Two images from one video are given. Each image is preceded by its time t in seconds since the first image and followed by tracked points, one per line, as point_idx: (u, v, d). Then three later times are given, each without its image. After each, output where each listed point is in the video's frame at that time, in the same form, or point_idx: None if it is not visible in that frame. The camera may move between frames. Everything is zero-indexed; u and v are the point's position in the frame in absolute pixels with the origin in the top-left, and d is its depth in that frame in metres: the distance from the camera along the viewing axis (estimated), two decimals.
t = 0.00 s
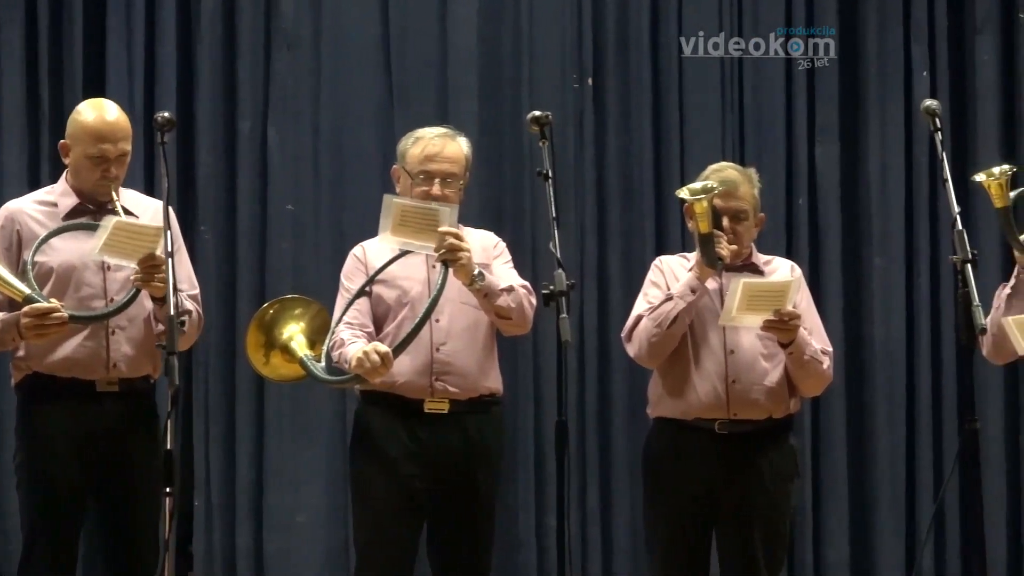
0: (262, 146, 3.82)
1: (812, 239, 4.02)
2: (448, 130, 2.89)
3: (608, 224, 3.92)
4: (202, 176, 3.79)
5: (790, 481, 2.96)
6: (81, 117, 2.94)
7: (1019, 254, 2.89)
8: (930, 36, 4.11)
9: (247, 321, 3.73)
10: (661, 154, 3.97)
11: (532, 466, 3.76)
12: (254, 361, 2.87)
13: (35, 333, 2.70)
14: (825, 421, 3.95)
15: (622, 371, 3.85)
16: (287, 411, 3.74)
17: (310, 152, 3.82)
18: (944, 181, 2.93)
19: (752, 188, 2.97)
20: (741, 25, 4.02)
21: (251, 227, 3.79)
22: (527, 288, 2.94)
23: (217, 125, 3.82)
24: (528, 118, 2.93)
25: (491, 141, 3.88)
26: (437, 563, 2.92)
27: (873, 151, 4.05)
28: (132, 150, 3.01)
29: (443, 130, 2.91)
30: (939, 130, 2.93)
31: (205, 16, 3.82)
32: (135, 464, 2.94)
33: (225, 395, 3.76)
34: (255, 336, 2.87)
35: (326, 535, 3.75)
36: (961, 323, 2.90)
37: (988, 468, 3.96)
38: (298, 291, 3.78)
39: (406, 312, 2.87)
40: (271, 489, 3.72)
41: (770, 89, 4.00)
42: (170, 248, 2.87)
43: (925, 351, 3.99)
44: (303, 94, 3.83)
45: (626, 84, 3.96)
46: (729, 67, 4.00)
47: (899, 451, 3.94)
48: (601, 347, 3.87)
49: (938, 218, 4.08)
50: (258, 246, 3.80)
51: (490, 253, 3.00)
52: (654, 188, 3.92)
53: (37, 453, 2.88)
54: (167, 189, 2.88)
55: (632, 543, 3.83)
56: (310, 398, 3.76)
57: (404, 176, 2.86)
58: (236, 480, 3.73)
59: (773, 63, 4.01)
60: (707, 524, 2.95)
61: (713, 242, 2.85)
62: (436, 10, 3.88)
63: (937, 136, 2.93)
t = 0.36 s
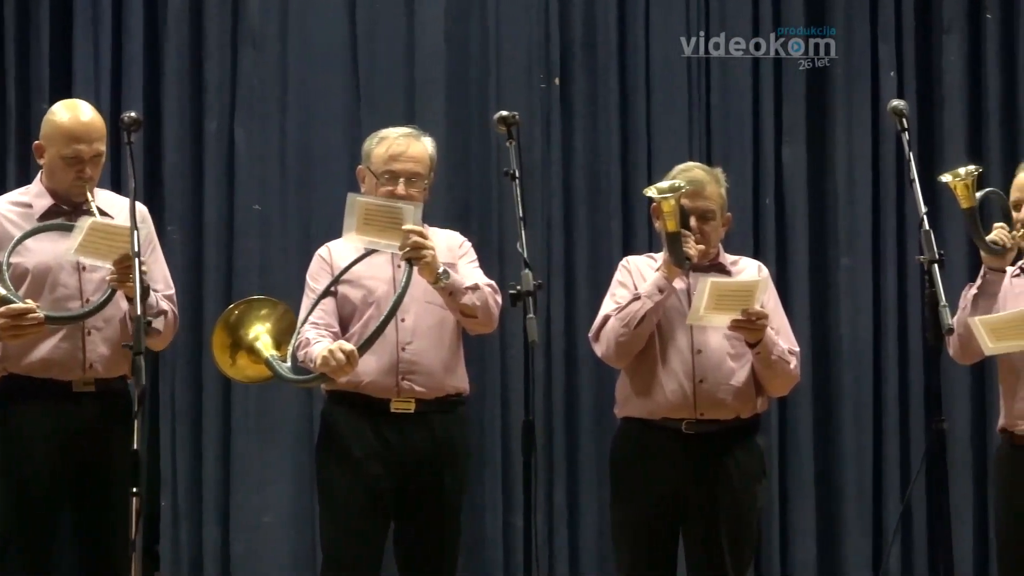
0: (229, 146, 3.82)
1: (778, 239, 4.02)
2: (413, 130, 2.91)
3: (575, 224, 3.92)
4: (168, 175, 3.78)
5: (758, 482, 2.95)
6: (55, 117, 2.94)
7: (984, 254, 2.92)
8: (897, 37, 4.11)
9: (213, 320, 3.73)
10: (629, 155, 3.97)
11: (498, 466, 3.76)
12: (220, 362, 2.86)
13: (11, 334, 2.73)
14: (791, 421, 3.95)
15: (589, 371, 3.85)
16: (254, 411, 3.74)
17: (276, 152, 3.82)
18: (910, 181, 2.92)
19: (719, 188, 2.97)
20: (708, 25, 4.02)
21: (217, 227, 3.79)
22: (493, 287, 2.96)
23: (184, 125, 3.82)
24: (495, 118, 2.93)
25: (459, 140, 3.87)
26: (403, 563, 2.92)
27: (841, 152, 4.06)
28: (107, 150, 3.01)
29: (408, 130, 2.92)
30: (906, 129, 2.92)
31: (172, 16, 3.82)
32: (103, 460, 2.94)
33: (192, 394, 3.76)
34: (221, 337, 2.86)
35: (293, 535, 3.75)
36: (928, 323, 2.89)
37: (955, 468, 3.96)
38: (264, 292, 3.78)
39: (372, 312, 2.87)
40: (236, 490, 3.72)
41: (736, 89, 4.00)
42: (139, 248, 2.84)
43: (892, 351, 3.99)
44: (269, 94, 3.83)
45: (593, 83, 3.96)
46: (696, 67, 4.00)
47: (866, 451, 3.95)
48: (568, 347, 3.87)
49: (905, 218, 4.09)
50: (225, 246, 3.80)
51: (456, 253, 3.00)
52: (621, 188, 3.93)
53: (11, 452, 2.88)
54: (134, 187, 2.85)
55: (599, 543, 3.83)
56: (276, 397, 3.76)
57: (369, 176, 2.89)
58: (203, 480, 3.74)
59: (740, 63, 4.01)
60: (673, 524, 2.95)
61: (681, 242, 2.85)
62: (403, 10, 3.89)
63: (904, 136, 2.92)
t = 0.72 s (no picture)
0: (197, 146, 3.81)
1: (747, 239, 4.01)
2: (380, 131, 2.95)
3: (543, 225, 3.92)
4: (136, 175, 3.77)
5: (727, 482, 2.95)
6: (26, 118, 2.90)
7: (954, 254, 2.90)
8: (868, 37, 4.10)
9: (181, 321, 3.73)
10: (597, 155, 3.97)
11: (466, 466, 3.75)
12: (188, 363, 2.87)
13: None
14: (760, 421, 3.94)
15: (557, 371, 3.85)
16: (222, 411, 3.74)
17: (245, 152, 3.82)
18: (879, 181, 2.93)
19: (689, 188, 2.97)
20: (677, 25, 4.01)
21: (185, 227, 3.79)
22: (460, 287, 2.95)
23: (152, 125, 3.81)
24: (464, 119, 2.93)
25: (428, 140, 3.87)
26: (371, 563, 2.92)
27: (809, 152, 4.05)
28: (79, 150, 2.98)
29: (374, 131, 2.96)
30: (875, 130, 2.93)
31: (140, 15, 3.81)
32: (73, 459, 2.94)
33: (160, 394, 3.76)
34: (188, 338, 2.88)
35: (261, 535, 3.75)
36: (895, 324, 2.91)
37: (924, 469, 3.95)
38: (231, 292, 3.78)
39: (338, 312, 2.89)
40: (204, 490, 3.72)
41: (705, 90, 3.99)
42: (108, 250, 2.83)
43: (860, 351, 3.98)
44: (238, 94, 3.83)
45: (561, 83, 3.95)
46: (665, 66, 3.99)
47: (835, 452, 3.94)
48: (536, 347, 3.86)
49: (874, 219, 4.09)
50: (193, 247, 3.80)
51: (423, 253, 3.01)
52: (588, 188, 3.92)
53: None
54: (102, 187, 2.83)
55: (567, 543, 3.83)
56: (244, 398, 3.76)
57: (336, 176, 2.92)
58: (170, 480, 3.74)
59: (709, 62, 4.00)
60: (642, 526, 2.95)
61: (652, 242, 2.83)
62: (371, 11, 3.88)
63: (872, 137, 2.92)
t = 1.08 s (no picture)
0: (167, 146, 3.81)
1: (717, 240, 4.00)
2: (349, 130, 2.96)
3: (514, 225, 3.91)
4: (107, 175, 3.78)
5: (698, 482, 2.95)
6: None
7: (924, 255, 2.89)
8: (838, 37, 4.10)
9: (151, 321, 3.73)
10: (568, 155, 3.95)
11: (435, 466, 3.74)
12: (157, 364, 2.88)
13: None
14: (729, 421, 3.93)
15: (528, 371, 3.84)
16: (192, 411, 3.74)
17: (216, 152, 3.82)
18: (849, 181, 2.93)
19: (659, 188, 2.97)
20: (647, 25, 4.00)
21: (156, 227, 3.79)
22: (429, 287, 2.98)
23: (122, 125, 3.81)
24: (434, 119, 2.92)
25: (399, 140, 3.87)
26: (340, 564, 2.93)
27: (780, 152, 4.04)
28: (48, 150, 2.98)
29: (344, 130, 2.97)
30: (845, 130, 2.93)
31: (111, 15, 3.81)
32: (42, 459, 2.93)
33: (131, 394, 3.76)
34: (157, 338, 2.88)
35: (232, 535, 3.75)
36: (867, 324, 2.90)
37: (894, 468, 3.95)
38: (201, 292, 3.78)
39: (308, 313, 2.90)
40: (174, 489, 3.72)
41: (675, 89, 3.99)
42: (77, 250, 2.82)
43: (830, 351, 3.98)
44: (208, 94, 3.82)
45: (532, 83, 3.94)
46: (635, 66, 3.99)
47: (806, 452, 3.94)
48: (507, 347, 3.85)
49: (843, 219, 4.09)
50: (164, 247, 3.80)
51: (392, 253, 3.02)
52: (559, 187, 3.91)
53: None
54: (72, 187, 2.81)
55: (538, 543, 3.82)
56: (215, 398, 3.76)
57: (306, 176, 2.93)
58: (141, 479, 3.74)
59: (680, 62, 3.99)
60: (611, 528, 2.94)
61: (622, 242, 2.82)
62: (342, 11, 3.88)
63: (842, 137, 2.93)
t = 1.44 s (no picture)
0: (137, 146, 3.81)
1: (688, 240, 4.00)
2: (319, 130, 2.97)
3: (485, 226, 3.90)
4: (77, 175, 3.77)
5: (667, 482, 2.96)
6: None
7: (896, 255, 2.88)
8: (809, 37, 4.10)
9: (120, 321, 3.72)
10: (539, 155, 3.95)
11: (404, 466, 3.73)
12: (127, 363, 2.89)
13: None
14: (700, 422, 3.93)
15: (498, 371, 3.83)
16: (162, 411, 3.74)
17: (186, 152, 3.81)
18: (820, 181, 2.93)
19: (629, 189, 2.98)
20: (618, 25, 4.00)
21: (127, 227, 3.79)
22: (400, 287, 2.98)
23: (93, 125, 3.81)
24: (405, 118, 2.93)
25: (370, 141, 3.86)
26: (310, 565, 2.93)
27: (751, 152, 4.04)
28: (21, 150, 2.95)
29: (314, 130, 2.98)
30: (815, 130, 2.93)
31: (81, 15, 3.80)
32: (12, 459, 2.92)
33: (101, 394, 3.76)
34: (127, 337, 2.89)
35: (202, 535, 3.75)
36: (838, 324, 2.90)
37: (865, 469, 3.94)
38: (171, 292, 3.77)
39: (278, 312, 2.91)
40: (145, 489, 3.72)
41: (646, 89, 3.98)
42: (49, 249, 2.79)
43: (800, 352, 3.97)
44: (179, 94, 3.82)
45: (503, 83, 3.94)
46: (606, 66, 3.98)
47: (776, 453, 3.93)
48: (478, 347, 3.84)
49: (814, 219, 4.09)
50: (134, 247, 3.80)
51: (363, 253, 3.03)
52: (529, 187, 3.90)
53: None
54: (43, 187, 2.79)
55: (509, 544, 3.81)
56: (185, 398, 3.76)
57: (276, 176, 2.93)
58: (111, 480, 3.74)
59: (651, 62, 3.99)
60: (582, 528, 2.94)
61: (591, 243, 2.82)
62: (312, 11, 3.87)
63: (813, 137, 2.92)
